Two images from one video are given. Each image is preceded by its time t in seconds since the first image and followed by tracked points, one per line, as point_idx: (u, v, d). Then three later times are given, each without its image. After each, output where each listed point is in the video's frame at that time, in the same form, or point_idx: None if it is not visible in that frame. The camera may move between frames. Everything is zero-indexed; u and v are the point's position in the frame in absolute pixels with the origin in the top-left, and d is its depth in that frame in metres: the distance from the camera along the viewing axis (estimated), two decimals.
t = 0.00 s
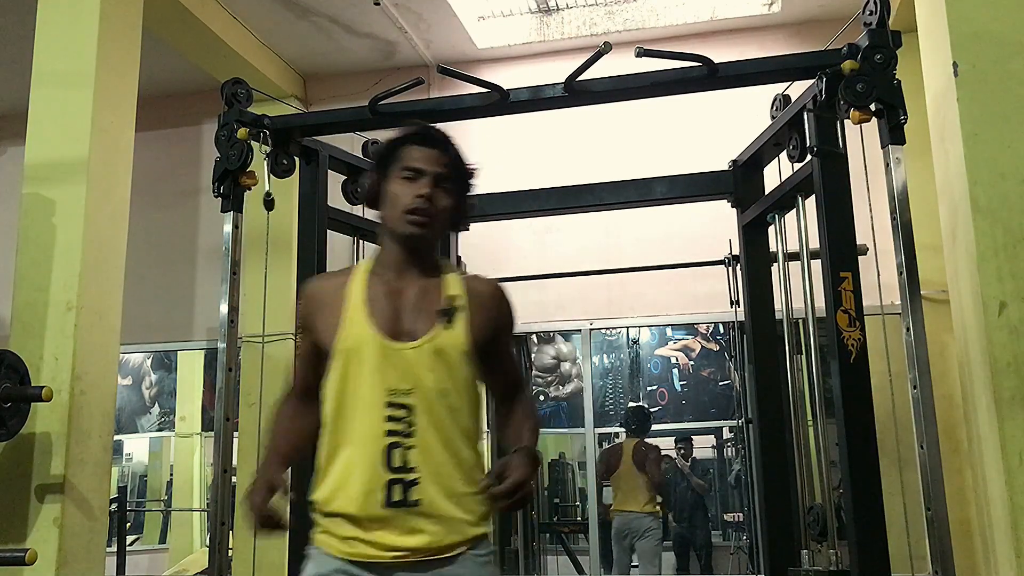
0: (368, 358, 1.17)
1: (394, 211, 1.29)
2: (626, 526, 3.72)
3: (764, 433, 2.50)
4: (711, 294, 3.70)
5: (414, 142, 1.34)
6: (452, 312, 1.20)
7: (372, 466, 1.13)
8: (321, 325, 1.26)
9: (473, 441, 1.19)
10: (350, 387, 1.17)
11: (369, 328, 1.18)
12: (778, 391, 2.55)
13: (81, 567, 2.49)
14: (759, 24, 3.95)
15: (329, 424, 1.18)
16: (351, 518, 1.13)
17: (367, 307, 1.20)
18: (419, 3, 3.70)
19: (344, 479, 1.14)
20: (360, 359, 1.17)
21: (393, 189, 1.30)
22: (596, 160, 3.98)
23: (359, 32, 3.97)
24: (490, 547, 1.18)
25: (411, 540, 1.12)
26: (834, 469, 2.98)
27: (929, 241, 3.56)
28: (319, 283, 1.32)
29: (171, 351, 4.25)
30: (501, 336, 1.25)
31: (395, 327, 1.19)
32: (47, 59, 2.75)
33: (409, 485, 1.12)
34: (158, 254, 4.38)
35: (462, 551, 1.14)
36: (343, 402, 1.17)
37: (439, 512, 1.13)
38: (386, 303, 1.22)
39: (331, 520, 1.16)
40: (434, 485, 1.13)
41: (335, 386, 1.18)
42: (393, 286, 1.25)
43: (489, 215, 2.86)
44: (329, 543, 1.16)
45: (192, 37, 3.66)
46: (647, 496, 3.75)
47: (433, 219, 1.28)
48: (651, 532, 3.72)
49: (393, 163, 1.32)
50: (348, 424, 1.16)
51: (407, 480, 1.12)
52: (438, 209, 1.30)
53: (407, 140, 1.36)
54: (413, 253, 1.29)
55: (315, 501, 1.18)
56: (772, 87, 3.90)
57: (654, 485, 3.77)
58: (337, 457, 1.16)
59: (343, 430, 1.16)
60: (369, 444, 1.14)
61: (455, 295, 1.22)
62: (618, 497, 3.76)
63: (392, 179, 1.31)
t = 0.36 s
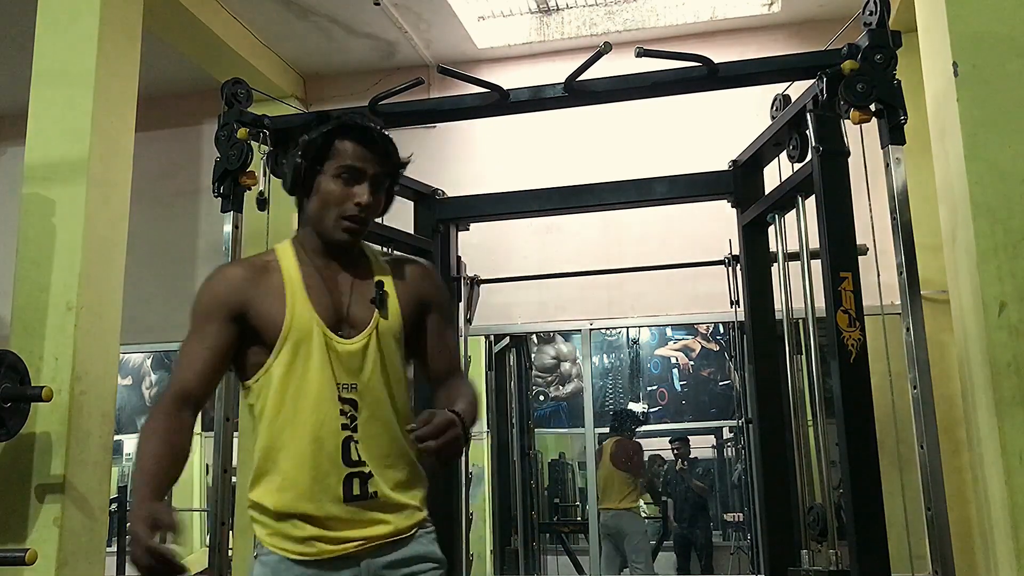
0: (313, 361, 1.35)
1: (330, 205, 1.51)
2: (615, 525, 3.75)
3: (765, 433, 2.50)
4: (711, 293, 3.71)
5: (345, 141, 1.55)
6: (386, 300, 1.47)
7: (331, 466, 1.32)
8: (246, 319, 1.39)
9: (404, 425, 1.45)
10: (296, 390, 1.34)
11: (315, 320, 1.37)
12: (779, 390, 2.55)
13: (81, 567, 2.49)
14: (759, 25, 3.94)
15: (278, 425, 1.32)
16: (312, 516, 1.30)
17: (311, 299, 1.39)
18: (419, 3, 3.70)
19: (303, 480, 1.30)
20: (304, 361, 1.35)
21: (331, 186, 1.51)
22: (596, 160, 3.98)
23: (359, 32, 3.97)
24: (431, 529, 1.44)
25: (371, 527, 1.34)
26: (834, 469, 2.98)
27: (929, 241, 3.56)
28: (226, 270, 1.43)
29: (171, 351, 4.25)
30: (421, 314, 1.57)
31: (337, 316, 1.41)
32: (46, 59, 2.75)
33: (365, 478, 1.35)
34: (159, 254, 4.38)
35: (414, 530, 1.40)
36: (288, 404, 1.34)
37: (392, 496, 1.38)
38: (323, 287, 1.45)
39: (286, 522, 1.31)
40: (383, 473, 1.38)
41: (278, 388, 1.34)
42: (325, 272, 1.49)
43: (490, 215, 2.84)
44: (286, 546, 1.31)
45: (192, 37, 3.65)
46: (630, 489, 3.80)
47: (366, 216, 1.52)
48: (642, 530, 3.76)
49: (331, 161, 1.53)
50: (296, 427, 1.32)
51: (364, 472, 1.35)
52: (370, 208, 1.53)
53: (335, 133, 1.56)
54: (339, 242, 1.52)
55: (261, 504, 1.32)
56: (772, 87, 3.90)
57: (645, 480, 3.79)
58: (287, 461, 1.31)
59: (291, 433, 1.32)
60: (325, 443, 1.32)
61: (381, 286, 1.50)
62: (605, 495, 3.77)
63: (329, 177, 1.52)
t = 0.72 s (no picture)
0: (333, 365, 1.32)
1: (351, 216, 1.45)
2: (613, 526, 3.73)
3: (764, 432, 2.50)
4: (711, 294, 3.75)
5: (372, 148, 1.48)
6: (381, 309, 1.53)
7: (348, 471, 1.32)
8: (272, 323, 1.27)
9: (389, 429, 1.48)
10: (315, 393, 1.30)
11: (335, 325, 1.34)
12: (778, 390, 2.55)
13: (80, 567, 2.49)
14: (759, 25, 3.95)
15: (298, 429, 1.28)
16: (327, 521, 1.29)
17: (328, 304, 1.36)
18: (420, 3, 3.70)
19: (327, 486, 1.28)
20: (324, 364, 1.32)
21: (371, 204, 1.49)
22: (596, 160, 3.98)
23: (359, 32, 3.97)
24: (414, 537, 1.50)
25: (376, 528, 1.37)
26: (834, 469, 2.98)
27: (929, 241, 3.56)
28: (230, 268, 1.27)
29: (171, 351, 4.25)
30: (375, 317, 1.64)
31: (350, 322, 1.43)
32: (46, 59, 2.75)
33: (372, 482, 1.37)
34: (159, 254, 4.38)
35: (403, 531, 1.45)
36: (305, 407, 1.29)
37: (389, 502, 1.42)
38: (331, 290, 1.40)
39: (299, 528, 1.27)
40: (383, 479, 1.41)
41: (299, 391, 1.29)
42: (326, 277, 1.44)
43: (491, 215, 2.84)
44: (297, 553, 1.27)
45: (192, 37, 3.65)
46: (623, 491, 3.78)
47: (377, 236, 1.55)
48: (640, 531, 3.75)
49: (362, 168, 1.44)
50: (312, 431, 1.29)
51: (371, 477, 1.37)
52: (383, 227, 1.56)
53: (357, 138, 1.48)
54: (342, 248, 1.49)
55: (273, 511, 1.26)
56: (772, 87, 3.90)
57: (627, 487, 3.77)
58: (304, 465, 1.28)
59: (308, 438, 1.29)
60: (345, 447, 1.31)
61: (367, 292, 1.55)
62: (604, 496, 3.76)
63: (362, 186, 1.43)
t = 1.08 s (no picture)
0: (372, 364, 1.35)
1: (379, 222, 1.50)
2: (617, 528, 3.73)
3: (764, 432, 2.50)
4: (711, 294, 3.68)
5: (394, 156, 1.52)
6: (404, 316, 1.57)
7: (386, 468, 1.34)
8: (322, 322, 1.30)
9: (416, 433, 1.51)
10: (358, 390, 1.33)
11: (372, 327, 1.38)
12: (779, 390, 2.55)
13: (81, 566, 2.49)
14: (759, 25, 3.94)
15: (341, 427, 1.31)
16: (368, 517, 1.31)
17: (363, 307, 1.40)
18: (420, 3, 3.70)
19: (369, 481, 1.31)
20: (365, 363, 1.35)
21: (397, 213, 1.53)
22: (596, 160, 3.98)
23: (359, 32, 3.97)
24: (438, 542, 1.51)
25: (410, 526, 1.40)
26: (833, 469, 2.99)
27: (929, 241, 3.56)
28: (273, 273, 1.29)
29: (171, 351, 4.26)
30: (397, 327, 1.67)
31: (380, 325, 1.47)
32: (46, 59, 2.75)
33: (408, 480, 1.40)
34: (158, 254, 4.38)
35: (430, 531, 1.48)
36: (348, 405, 1.32)
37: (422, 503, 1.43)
38: (364, 295, 1.46)
39: (344, 524, 1.28)
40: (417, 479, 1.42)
41: (344, 389, 1.31)
42: (355, 283, 1.49)
43: (491, 215, 2.85)
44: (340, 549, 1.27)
45: (192, 37, 3.65)
46: (628, 493, 3.78)
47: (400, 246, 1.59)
48: (642, 534, 3.75)
49: (388, 175, 1.49)
50: (354, 428, 1.32)
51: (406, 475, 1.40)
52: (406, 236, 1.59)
53: (379, 147, 1.53)
54: (368, 254, 1.53)
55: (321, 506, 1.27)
56: (772, 87, 3.91)
57: (635, 490, 3.79)
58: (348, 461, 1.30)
59: (349, 434, 1.32)
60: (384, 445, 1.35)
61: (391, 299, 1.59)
62: (610, 498, 3.76)
63: (389, 192, 1.48)
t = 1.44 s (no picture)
0: (417, 373, 1.45)
1: (427, 237, 1.59)
2: (621, 529, 3.73)
3: (764, 432, 2.50)
4: (711, 295, 3.72)
5: (439, 174, 1.62)
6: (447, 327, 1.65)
7: (436, 470, 1.43)
8: (364, 333, 1.41)
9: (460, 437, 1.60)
10: (403, 397, 1.43)
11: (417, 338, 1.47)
12: (778, 390, 2.55)
13: (81, 566, 2.49)
14: (759, 25, 3.94)
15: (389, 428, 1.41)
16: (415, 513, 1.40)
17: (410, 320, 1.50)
18: (419, 3, 3.70)
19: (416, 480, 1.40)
20: (409, 371, 1.44)
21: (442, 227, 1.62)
22: (596, 160, 3.98)
23: (359, 32, 3.97)
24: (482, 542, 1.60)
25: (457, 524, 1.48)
26: (833, 469, 2.99)
27: (929, 241, 3.55)
28: (322, 285, 1.41)
29: (171, 351, 4.26)
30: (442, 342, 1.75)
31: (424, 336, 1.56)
32: (47, 59, 2.75)
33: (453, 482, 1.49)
34: (158, 254, 4.38)
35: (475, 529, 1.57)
36: (394, 409, 1.42)
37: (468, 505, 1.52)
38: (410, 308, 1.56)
39: (392, 520, 1.38)
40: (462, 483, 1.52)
41: (390, 395, 1.41)
42: (403, 296, 1.58)
43: (491, 215, 2.85)
44: (385, 542, 1.37)
45: (192, 38, 3.65)
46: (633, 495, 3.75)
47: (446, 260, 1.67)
48: (643, 535, 3.71)
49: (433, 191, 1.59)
50: (405, 433, 1.42)
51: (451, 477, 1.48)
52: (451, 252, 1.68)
53: (425, 167, 1.63)
54: (416, 268, 1.62)
55: (370, 504, 1.38)
56: (772, 87, 3.91)
57: (642, 490, 3.75)
58: (398, 464, 1.40)
59: (397, 436, 1.41)
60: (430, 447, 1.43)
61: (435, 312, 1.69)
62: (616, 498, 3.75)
63: (435, 208, 1.58)
